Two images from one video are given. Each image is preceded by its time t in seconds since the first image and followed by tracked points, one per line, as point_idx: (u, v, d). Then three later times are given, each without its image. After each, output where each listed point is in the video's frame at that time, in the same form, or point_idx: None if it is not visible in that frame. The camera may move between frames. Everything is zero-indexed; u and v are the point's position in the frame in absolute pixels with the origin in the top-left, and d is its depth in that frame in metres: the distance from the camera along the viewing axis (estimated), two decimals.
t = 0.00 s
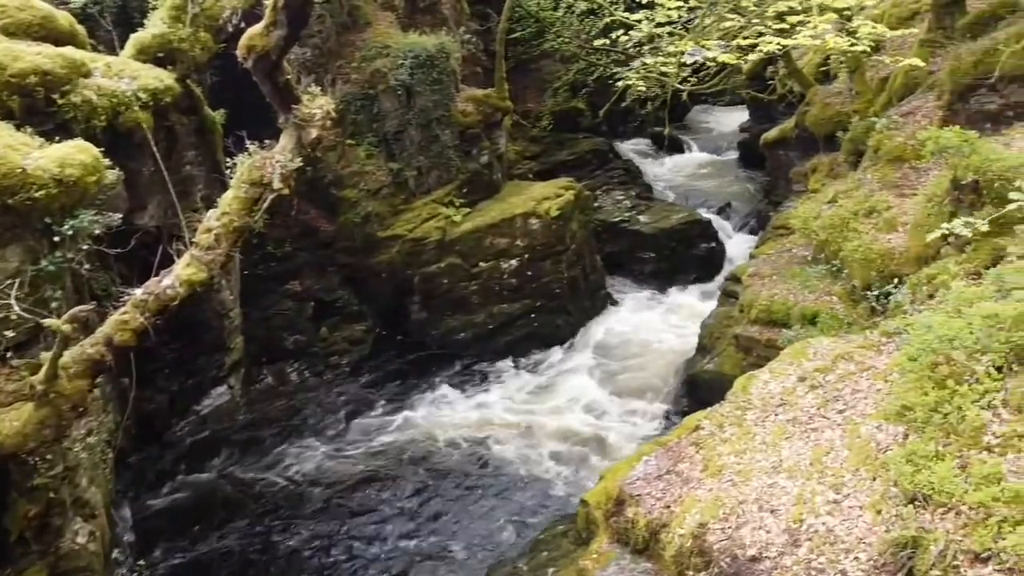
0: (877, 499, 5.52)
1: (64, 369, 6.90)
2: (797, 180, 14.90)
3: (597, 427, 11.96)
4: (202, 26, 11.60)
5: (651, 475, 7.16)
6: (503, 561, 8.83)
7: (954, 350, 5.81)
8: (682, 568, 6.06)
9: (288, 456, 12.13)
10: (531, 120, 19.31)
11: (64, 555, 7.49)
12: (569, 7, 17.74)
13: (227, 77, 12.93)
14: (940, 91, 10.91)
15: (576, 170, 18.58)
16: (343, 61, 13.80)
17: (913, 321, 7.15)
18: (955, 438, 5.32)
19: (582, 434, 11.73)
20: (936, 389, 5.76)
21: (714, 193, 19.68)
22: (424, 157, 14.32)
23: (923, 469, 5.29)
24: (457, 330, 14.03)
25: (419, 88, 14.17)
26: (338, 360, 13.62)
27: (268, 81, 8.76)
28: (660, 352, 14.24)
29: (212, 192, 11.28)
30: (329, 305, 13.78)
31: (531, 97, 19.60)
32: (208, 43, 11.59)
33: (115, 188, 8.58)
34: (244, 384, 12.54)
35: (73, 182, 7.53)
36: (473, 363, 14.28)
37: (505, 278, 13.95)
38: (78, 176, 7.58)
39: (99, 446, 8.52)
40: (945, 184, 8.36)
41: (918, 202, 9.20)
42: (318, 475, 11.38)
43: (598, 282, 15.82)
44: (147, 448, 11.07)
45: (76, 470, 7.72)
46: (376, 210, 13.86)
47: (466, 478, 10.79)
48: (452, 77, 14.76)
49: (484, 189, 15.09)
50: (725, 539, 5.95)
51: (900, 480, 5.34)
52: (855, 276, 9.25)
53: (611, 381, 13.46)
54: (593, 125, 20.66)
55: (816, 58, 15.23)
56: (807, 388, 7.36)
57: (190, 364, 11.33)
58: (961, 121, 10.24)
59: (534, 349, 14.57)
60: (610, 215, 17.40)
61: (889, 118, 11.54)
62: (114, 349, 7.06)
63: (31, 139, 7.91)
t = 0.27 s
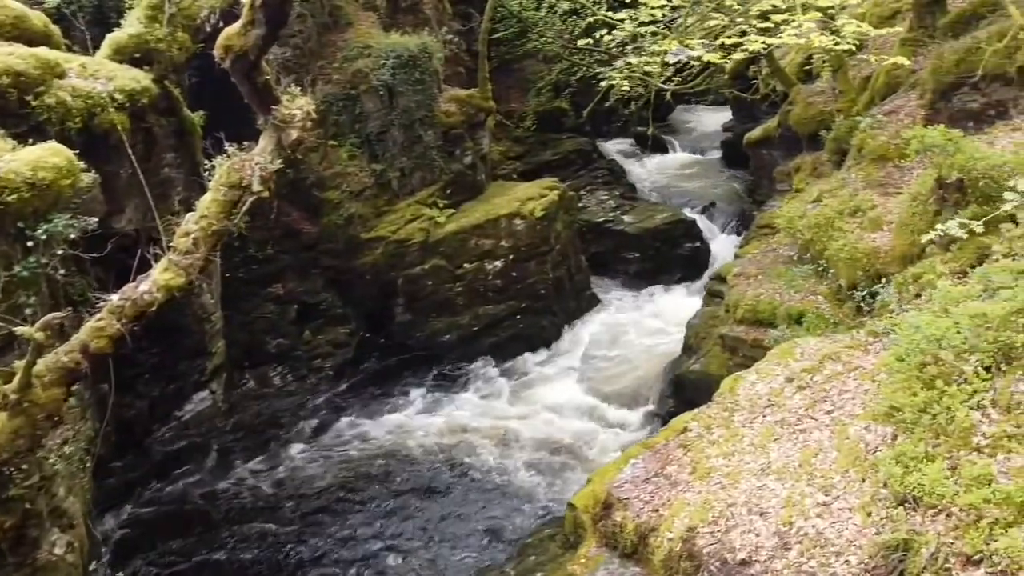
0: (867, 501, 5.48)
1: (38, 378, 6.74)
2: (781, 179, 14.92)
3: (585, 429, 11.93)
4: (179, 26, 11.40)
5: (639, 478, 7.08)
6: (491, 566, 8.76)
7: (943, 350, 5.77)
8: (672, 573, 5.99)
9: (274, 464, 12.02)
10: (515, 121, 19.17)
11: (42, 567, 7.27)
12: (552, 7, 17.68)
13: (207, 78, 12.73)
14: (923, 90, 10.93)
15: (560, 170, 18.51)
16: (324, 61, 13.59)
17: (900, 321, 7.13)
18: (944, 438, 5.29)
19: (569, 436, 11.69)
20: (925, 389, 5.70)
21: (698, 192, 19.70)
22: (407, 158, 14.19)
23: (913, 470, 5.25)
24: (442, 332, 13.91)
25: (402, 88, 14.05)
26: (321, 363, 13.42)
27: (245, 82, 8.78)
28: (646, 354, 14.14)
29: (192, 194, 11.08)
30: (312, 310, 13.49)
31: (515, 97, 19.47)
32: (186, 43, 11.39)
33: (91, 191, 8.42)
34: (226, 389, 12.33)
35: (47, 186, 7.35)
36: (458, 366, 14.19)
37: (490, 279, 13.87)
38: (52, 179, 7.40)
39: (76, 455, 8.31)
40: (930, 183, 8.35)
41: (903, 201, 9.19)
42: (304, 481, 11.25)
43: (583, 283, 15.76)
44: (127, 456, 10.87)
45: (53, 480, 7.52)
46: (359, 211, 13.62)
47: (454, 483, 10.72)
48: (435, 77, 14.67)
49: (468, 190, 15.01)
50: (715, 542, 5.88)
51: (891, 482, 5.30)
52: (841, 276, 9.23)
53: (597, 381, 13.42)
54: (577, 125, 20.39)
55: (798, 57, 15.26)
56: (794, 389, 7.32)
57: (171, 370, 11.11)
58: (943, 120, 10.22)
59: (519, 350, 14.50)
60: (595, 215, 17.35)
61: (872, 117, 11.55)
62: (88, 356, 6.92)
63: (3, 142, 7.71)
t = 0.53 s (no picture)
0: (863, 504, 5.42)
1: (21, 385, 6.63)
2: (771, 179, 14.91)
3: (577, 430, 11.83)
4: (165, 25, 11.26)
5: (632, 482, 7.01)
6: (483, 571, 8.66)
7: (938, 351, 5.71)
8: None
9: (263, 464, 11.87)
10: (505, 121, 18.97)
11: None
12: (541, 6, 17.62)
13: (194, 78, 12.57)
14: (914, 89, 10.92)
15: (551, 170, 18.44)
16: (312, 61, 13.49)
17: (895, 321, 7.08)
18: (941, 441, 5.23)
19: (562, 438, 11.59)
20: (921, 391, 5.65)
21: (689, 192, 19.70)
22: (397, 158, 14.08)
23: (910, 473, 5.19)
24: (434, 334, 13.81)
25: (391, 88, 13.94)
26: (310, 366, 13.32)
27: (232, 82, 8.87)
28: (640, 357, 13.91)
29: (179, 196, 10.96)
30: (301, 311, 13.45)
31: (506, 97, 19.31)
32: (171, 43, 11.30)
33: (74, 194, 8.34)
34: (214, 393, 12.19)
35: (29, 188, 7.23)
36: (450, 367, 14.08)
37: (481, 280, 13.80)
38: (35, 181, 7.29)
39: (60, 461, 8.15)
40: (923, 182, 8.32)
41: (895, 201, 9.17)
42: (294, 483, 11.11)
43: (575, 283, 15.70)
44: (114, 461, 10.72)
45: (37, 488, 7.37)
46: (348, 212, 13.51)
47: (444, 484, 10.61)
48: (425, 77, 14.55)
49: (458, 190, 14.92)
50: (709, 547, 5.82)
51: (887, 485, 5.24)
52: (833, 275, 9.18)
53: (590, 383, 13.33)
54: (568, 125, 20.10)
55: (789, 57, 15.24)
56: (789, 390, 7.26)
57: (159, 373, 11.02)
58: (934, 119, 10.20)
59: (510, 351, 14.43)
60: (586, 215, 17.30)
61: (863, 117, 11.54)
62: (70, 360, 6.96)
63: None
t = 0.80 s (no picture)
0: (860, 509, 5.33)
1: None
2: (762, 179, 14.86)
3: (567, 434, 11.73)
4: (147, 24, 11.09)
5: (625, 486, 6.91)
6: None
7: (934, 352, 5.61)
8: None
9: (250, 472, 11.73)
10: (494, 121, 18.87)
11: None
12: (529, 5, 17.53)
13: (178, 77, 12.39)
14: (904, 88, 10.88)
15: (540, 170, 18.34)
16: (298, 61, 13.37)
17: (890, 322, 7.01)
18: (938, 444, 5.16)
19: (552, 442, 11.49)
20: (917, 394, 5.59)
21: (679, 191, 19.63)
22: (385, 159, 13.93)
23: (908, 477, 5.12)
24: (423, 336, 13.67)
25: (379, 88, 13.78)
26: (299, 370, 13.11)
27: (214, 82, 8.82)
28: (632, 360, 13.74)
29: (163, 198, 10.78)
30: (289, 314, 13.22)
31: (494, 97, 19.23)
32: (154, 43, 11.16)
33: (52, 197, 8.20)
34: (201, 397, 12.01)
35: (6, 191, 7.06)
36: (441, 370, 13.98)
37: (471, 282, 13.67)
38: (12, 184, 7.11)
39: (41, 470, 7.96)
40: (916, 181, 8.28)
41: (887, 200, 9.12)
42: (282, 490, 10.98)
43: (565, 284, 15.59)
44: (99, 468, 10.54)
45: (16, 498, 7.20)
46: (336, 214, 13.36)
47: (434, 491, 10.50)
48: (413, 77, 14.41)
49: (447, 191, 14.79)
50: (704, 554, 5.72)
51: (884, 490, 5.16)
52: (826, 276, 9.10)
53: (580, 385, 13.23)
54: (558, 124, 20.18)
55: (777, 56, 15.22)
56: (783, 392, 7.18)
57: (143, 380, 10.72)
58: (925, 120, 9.98)
59: (500, 354, 14.31)
60: (576, 215, 17.21)
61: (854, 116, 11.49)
62: (50, 366, 7.14)
63: None
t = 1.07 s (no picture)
0: (858, 513, 5.25)
1: None
2: (755, 179, 14.82)
3: (561, 436, 11.63)
4: (133, 24, 10.96)
5: (620, 491, 6.81)
6: None
7: (932, 354, 5.56)
8: None
9: (241, 474, 11.58)
10: (485, 121, 18.78)
11: None
12: (521, 5, 17.44)
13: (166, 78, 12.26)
14: (897, 87, 10.85)
15: (533, 171, 18.25)
16: (289, 61, 13.24)
17: (888, 323, 6.94)
18: (937, 447, 5.10)
19: (546, 445, 11.39)
20: (915, 397, 5.52)
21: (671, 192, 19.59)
22: (376, 159, 13.81)
23: (907, 481, 5.05)
24: (415, 338, 13.56)
25: (370, 89, 13.65)
26: (290, 372, 12.97)
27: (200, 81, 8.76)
28: (628, 363, 13.58)
29: (151, 199, 10.65)
30: (280, 316, 13.08)
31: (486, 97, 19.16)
32: (141, 42, 11.03)
33: (38, 199, 8.11)
34: (191, 401, 11.88)
35: None
36: (433, 372, 13.88)
37: (463, 283, 13.57)
38: None
39: (26, 476, 7.85)
40: (911, 181, 8.24)
41: (882, 200, 9.08)
42: (271, 493, 10.84)
43: (558, 285, 15.52)
44: (87, 473, 10.40)
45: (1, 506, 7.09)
46: (327, 215, 13.24)
47: (426, 495, 10.39)
48: (404, 77, 14.30)
49: (439, 192, 14.69)
50: (701, 559, 5.65)
51: (884, 494, 5.10)
52: (820, 276, 9.04)
53: (574, 388, 13.14)
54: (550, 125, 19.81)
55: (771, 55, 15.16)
56: (778, 395, 7.12)
57: (132, 383, 10.64)
58: (918, 117, 10.15)
59: (493, 355, 14.23)
60: (569, 216, 17.14)
61: (848, 115, 11.45)
62: (34, 372, 7.37)
63: None
